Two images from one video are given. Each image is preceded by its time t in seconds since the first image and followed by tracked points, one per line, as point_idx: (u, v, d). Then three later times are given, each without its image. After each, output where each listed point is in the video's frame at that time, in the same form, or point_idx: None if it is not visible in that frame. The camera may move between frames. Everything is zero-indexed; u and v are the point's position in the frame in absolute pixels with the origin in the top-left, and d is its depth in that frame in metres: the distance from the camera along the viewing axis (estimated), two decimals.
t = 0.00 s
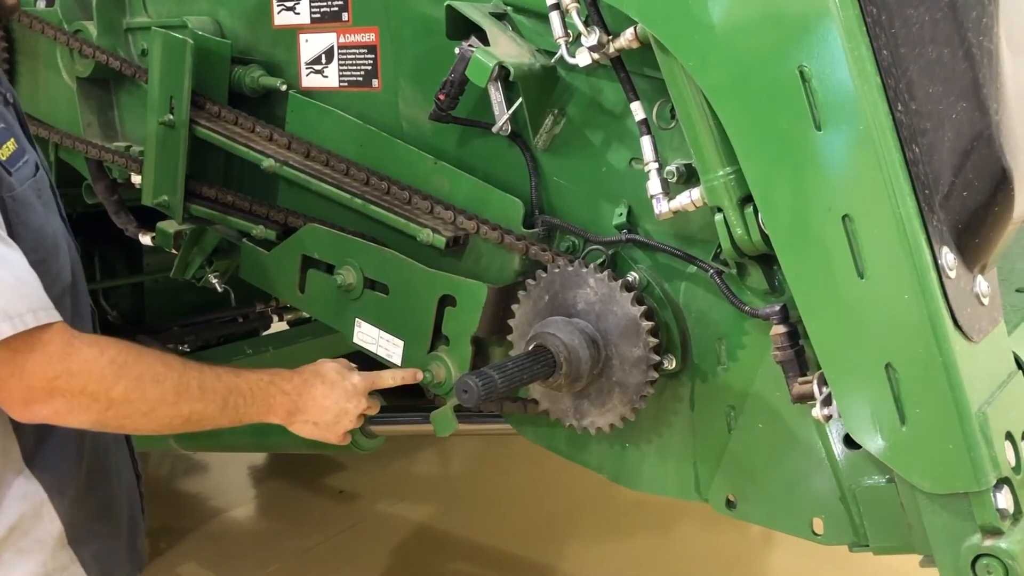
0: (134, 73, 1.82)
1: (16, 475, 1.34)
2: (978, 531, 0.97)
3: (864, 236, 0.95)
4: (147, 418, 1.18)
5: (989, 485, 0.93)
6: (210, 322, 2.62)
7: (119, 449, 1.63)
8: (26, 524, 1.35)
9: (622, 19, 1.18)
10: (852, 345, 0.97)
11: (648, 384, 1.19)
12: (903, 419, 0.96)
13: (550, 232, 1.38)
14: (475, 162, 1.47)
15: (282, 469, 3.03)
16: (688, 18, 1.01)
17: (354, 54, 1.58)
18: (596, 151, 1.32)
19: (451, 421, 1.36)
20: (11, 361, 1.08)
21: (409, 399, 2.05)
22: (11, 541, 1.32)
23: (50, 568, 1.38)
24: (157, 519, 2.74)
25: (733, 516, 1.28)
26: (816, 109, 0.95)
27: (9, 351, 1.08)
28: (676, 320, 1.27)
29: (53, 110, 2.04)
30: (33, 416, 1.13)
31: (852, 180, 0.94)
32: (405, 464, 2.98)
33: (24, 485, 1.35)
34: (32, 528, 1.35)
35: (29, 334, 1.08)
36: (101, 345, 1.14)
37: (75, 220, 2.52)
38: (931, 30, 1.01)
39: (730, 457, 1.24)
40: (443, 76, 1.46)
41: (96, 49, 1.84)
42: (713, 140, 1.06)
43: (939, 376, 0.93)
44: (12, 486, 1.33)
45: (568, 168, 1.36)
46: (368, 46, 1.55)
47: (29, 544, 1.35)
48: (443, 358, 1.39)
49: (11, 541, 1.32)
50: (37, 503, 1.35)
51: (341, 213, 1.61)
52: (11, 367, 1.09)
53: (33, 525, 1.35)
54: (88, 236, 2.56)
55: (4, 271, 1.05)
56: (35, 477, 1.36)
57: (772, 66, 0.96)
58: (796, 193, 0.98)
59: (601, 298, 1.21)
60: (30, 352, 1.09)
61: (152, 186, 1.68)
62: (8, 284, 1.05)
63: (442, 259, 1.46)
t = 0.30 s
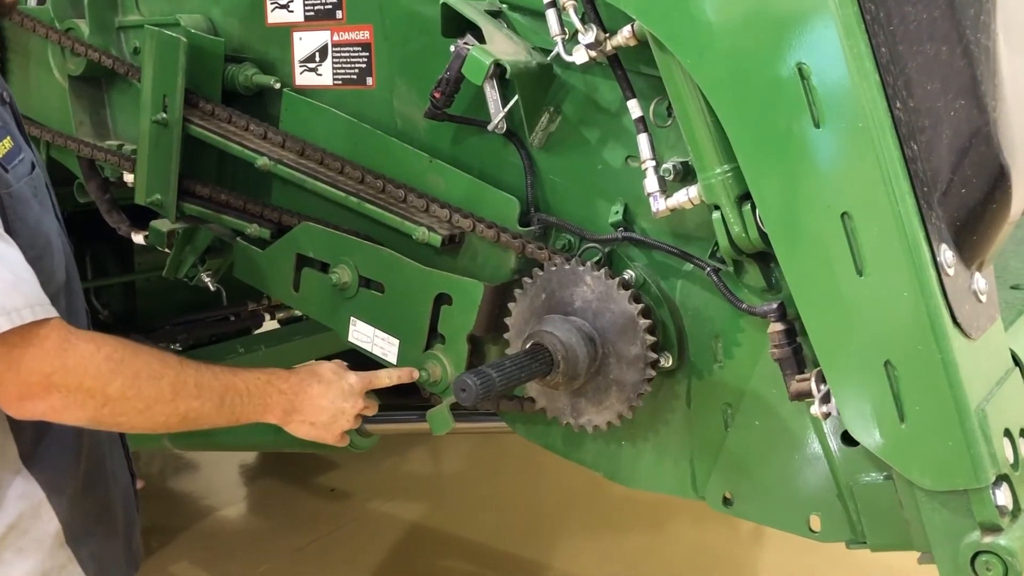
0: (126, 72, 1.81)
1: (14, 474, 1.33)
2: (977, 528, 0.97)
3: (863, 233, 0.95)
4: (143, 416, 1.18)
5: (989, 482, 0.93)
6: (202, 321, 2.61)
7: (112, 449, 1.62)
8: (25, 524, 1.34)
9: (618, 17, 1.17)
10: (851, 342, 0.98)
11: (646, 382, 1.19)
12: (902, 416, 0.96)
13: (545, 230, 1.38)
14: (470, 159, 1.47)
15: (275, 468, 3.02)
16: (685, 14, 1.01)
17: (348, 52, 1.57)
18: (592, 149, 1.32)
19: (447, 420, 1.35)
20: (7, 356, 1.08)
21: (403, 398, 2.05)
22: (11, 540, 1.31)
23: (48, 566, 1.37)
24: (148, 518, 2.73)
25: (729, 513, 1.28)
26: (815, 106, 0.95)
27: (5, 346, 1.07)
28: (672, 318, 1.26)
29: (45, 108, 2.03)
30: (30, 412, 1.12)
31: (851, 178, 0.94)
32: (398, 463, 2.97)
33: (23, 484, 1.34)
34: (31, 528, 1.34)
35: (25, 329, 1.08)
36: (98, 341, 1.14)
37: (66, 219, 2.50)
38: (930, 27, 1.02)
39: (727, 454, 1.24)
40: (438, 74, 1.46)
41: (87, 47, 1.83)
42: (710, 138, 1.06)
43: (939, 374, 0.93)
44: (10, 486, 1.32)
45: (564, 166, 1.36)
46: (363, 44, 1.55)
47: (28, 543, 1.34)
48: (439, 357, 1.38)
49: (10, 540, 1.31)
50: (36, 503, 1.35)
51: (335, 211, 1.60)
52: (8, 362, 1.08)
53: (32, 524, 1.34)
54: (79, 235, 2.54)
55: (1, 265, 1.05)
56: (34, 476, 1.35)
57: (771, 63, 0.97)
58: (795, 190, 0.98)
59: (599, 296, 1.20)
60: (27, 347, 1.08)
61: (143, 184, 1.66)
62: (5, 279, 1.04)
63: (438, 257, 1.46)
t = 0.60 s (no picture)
0: (118, 67, 1.80)
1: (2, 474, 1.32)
2: (972, 524, 0.98)
3: (859, 229, 0.95)
4: (135, 413, 1.18)
5: (983, 479, 0.94)
6: (195, 319, 2.60)
7: (102, 448, 1.61)
8: (12, 524, 1.32)
9: (614, 13, 1.17)
10: (847, 338, 0.97)
11: (641, 379, 1.18)
12: (897, 413, 0.96)
13: (541, 227, 1.37)
14: (465, 156, 1.47)
15: (268, 466, 3.01)
16: (679, 10, 1.01)
17: (342, 48, 1.56)
18: (587, 146, 1.31)
19: (442, 419, 1.35)
20: None
21: (397, 396, 2.04)
22: None
23: (35, 567, 1.36)
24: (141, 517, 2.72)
25: (724, 510, 1.28)
26: (810, 102, 0.95)
27: None
28: (668, 315, 1.26)
29: (36, 105, 2.02)
30: (22, 408, 1.12)
31: (846, 174, 0.95)
32: (392, 461, 2.97)
33: (10, 483, 1.33)
34: (18, 527, 1.33)
35: (14, 324, 1.08)
36: (89, 338, 1.14)
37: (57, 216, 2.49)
38: (925, 23, 1.02)
39: (723, 451, 1.24)
40: (432, 70, 1.45)
41: (78, 42, 1.82)
42: (705, 134, 1.05)
43: (934, 371, 0.93)
44: None
45: (559, 163, 1.35)
46: (357, 40, 1.54)
47: (15, 543, 1.33)
48: (433, 354, 1.38)
49: None
50: (22, 503, 1.34)
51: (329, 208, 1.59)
52: None
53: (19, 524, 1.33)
54: (71, 232, 2.54)
55: None
56: (21, 475, 1.35)
57: (766, 59, 0.97)
58: (791, 187, 0.98)
59: (594, 293, 1.19)
60: (18, 343, 1.09)
61: (136, 182, 1.65)
62: None
63: (433, 254, 1.45)
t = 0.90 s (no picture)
0: (106, 58, 1.81)
1: None
2: (965, 522, 0.98)
3: (853, 226, 0.95)
4: (125, 411, 1.17)
5: (977, 476, 0.94)
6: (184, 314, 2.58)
7: (91, 445, 1.60)
8: None
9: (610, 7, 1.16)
10: (841, 336, 0.97)
11: (635, 375, 1.17)
12: (891, 410, 0.96)
13: (535, 222, 1.36)
14: (458, 150, 1.45)
15: (259, 463, 3.00)
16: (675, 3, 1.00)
17: (334, 40, 1.55)
18: (582, 141, 1.31)
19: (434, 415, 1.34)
20: None
21: (389, 393, 2.03)
22: None
23: (22, 565, 1.33)
24: (128, 515, 2.70)
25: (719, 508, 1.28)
26: (805, 97, 0.95)
27: None
28: (662, 311, 1.26)
29: (22, 96, 1.99)
30: (9, 407, 1.11)
31: (840, 170, 0.94)
32: (382, 458, 2.96)
33: None
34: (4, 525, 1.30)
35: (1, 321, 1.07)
36: (78, 335, 1.13)
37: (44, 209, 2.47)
38: (922, 18, 1.02)
39: (717, 449, 1.24)
40: (426, 63, 1.44)
41: (64, 32, 1.81)
42: (700, 129, 1.05)
43: (929, 369, 0.93)
44: None
45: (553, 158, 1.34)
46: (349, 32, 1.53)
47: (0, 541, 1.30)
48: (425, 350, 1.37)
49: None
50: (8, 500, 1.31)
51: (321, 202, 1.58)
52: None
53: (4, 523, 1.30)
54: (58, 225, 2.52)
55: None
56: (7, 473, 1.33)
57: (762, 54, 0.96)
58: (785, 183, 0.97)
59: (588, 289, 1.19)
60: (5, 341, 1.07)
61: (123, 174, 1.62)
62: None
63: (426, 249, 1.44)
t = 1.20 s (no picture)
0: (91, 46, 1.76)
1: None
2: (962, 524, 0.97)
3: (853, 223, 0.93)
4: (131, 398, 1.16)
5: (975, 478, 0.93)
6: (171, 308, 2.55)
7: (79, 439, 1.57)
8: None
9: None
10: (840, 335, 0.96)
11: (630, 374, 1.16)
12: (890, 411, 0.95)
13: (529, 218, 1.34)
14: (451, 144, 1.43)
15: (246, 459, 2.97)
16: None
17: (325, 30, 1.52)
18: (577, 135, 1.29)
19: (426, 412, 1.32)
20: None
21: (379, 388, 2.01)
22: None
23: (13, 562, 1.28)
24: (113, 512, 2.67)
25: (713, 508, 1.27)
26: (806, 92, 0.93)
27: None
28: (657, 309, 1.24)
29: (6, 85, 1.96)
30: (15, 395, 1.11)
31: (841, 167, 0.93)
32: (371, 456, 2.94)
33: None
34: None
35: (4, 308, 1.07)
36: (81, 321, 1.13)
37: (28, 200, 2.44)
38: (925, 13, 1.00)
39: (711, 448, 1.23)
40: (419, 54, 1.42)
41: (49, 19, 1.78)
42: (699, 124, 1.03)
43: (928, 369, 0.91)
44: None
45: (548, 153, 1.32)
46: (341, 22, 1.50)
47: None
48: (417, 347, 1.35)
49: None
50: None
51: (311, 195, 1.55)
52: None
53: None
54: (41, 218, 2.48)
55: None
56: None
57: (762, 48, 0.94)
58: (785, 179, 0.96)
59: (583, 286, 1.17)
60: (8, 328, 1.07)
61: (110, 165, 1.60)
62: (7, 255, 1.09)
63: (418, 245, 1.42)
